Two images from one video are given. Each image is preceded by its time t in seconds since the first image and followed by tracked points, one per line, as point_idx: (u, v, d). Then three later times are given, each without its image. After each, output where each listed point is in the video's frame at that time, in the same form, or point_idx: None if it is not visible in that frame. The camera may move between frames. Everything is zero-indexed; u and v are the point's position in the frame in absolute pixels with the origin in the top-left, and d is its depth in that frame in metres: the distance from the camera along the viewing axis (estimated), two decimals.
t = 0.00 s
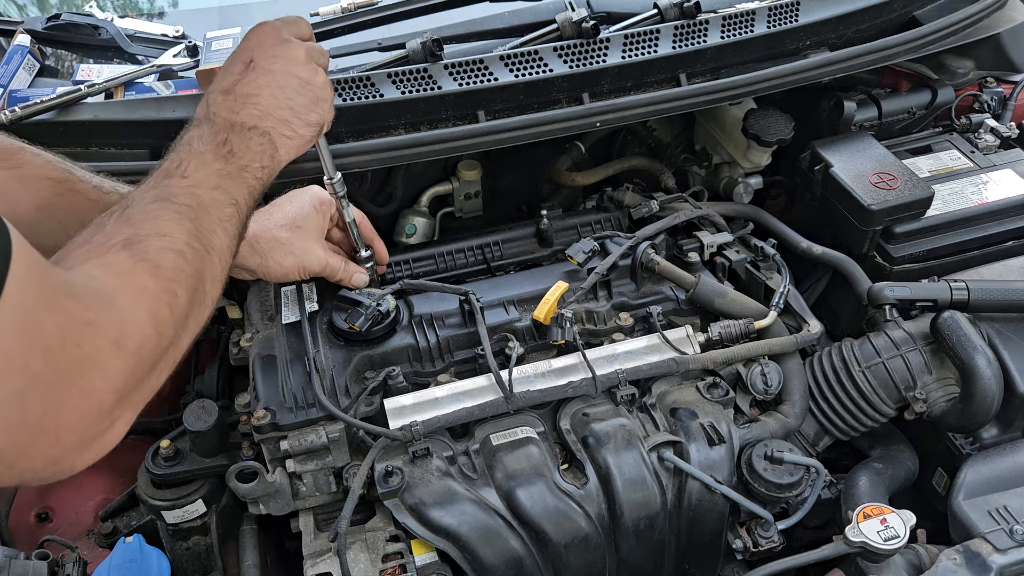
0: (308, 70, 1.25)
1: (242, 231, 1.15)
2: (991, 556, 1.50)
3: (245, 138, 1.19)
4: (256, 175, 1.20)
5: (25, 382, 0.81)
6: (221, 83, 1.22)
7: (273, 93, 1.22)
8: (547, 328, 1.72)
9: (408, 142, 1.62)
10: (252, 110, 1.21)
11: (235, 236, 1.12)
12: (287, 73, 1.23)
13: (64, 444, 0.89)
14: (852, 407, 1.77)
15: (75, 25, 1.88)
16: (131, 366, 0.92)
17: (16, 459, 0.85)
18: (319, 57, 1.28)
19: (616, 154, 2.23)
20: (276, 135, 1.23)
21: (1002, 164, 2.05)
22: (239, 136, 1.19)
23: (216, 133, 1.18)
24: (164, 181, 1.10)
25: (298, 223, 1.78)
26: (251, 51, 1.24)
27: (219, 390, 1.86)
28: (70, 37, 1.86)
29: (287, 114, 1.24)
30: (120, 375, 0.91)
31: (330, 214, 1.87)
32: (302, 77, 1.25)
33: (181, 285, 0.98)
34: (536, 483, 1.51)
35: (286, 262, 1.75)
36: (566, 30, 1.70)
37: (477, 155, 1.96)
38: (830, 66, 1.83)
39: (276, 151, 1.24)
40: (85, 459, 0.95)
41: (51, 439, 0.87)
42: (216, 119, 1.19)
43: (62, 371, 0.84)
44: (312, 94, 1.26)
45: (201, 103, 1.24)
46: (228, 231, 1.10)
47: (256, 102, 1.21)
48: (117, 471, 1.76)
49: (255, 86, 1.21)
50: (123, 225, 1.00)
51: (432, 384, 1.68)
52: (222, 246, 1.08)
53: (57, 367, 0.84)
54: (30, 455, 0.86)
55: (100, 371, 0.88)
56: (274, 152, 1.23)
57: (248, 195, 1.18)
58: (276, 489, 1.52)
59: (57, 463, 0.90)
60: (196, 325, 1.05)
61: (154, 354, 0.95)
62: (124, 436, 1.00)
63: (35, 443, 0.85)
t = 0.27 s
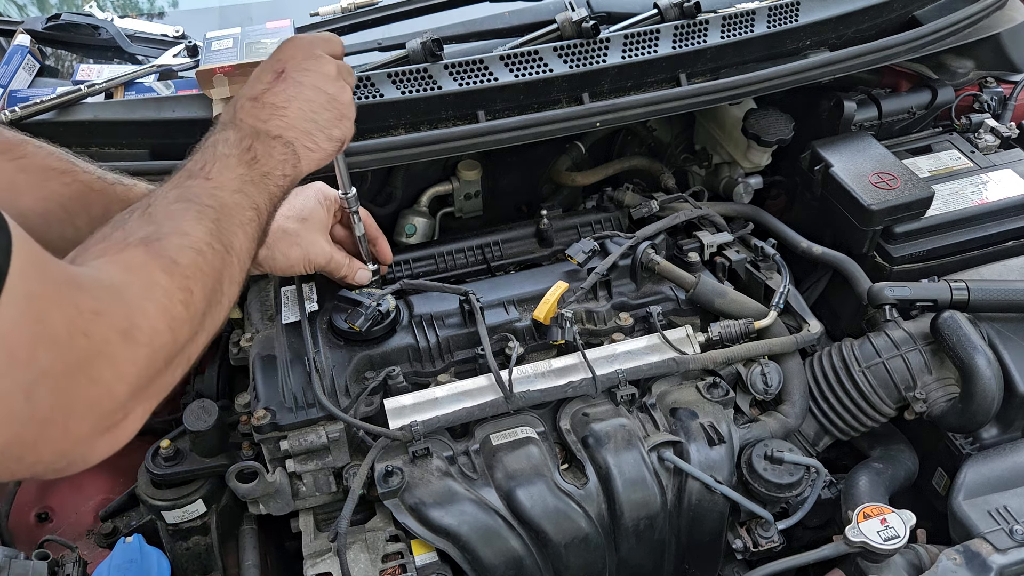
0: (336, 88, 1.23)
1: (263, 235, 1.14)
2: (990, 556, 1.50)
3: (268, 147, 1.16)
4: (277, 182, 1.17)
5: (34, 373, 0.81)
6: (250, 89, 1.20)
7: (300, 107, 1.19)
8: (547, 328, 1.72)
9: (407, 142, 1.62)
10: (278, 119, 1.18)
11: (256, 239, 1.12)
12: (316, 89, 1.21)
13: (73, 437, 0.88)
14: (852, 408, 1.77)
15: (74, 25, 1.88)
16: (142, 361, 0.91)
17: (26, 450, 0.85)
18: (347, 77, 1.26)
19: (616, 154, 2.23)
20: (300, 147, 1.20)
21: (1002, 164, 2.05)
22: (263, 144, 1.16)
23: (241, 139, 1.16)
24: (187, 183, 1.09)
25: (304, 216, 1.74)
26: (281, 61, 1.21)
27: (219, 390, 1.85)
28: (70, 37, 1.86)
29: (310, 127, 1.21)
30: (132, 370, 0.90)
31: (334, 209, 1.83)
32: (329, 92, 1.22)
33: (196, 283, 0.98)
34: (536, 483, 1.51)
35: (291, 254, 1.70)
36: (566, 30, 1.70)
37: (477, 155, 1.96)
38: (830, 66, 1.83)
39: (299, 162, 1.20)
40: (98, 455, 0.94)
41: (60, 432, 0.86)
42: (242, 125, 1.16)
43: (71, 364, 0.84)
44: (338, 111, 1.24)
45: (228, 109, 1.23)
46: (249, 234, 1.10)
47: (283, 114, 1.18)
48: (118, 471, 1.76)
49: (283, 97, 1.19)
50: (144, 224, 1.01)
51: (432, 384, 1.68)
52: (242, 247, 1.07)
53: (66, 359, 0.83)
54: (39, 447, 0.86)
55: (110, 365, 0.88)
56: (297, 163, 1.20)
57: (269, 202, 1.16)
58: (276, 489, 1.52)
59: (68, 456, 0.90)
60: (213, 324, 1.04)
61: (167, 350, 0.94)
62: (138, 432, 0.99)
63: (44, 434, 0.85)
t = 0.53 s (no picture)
0: (346, 111, 1.27)
1: (274, 246, 1.15)
2: (991, 556, 1.50)
3: (280, 164, 1.18)
4: (289, 199, 1.18)
5: (46, 370, 0.82)
6: (263, 110, 1.24)
7: (311, 129, 1.22)
8: (547, 328, 1.72)
9: (407, 142, 1.62)
10: (289, 139, 1.20)
11: (268, 247, 1.13)
12: (327, 110, 1.25)
13: (82, 432, 0.89)
14: (852, 408, 1.77)
15: (74, 25, 1.88)
16: (152, 360, 0.92)
17: (35, 443, 0.86)
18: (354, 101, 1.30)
19: (616, 154, 2.23)
20: (311, 166, 1.22)
21: (1002, 164, 2.05)
22: (276, 162, 1.18)
23: (253, 157, 1.18)
24: (202, 195, 1.11)
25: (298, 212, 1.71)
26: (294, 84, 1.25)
27: (219, 390, 1.85)
28: (70, 37, 1.86)
29: (321, 148, 1.23)
30: (142, 368, 0.91)
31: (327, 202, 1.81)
32: (339, 115, 1.26)
33: (207, 285, 0.99)
34: (536, 483, 1.51)
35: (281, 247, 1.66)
36: (566, 30, 1.71)
37: (477, 155, 1.96)
38: (830, 66, 1.83)
39: (309, 181, 1.22)
40: (107, 449, 0.96)
41: (70, 426, 0.87)
42: (255, 144, 1.19)
43: (83, 362, 0.85)
44: (346, 133, 1.27)
45: (241, 129, 1.26)
46: (261, 241, 1.11)
47: (295, 134, 1.21)
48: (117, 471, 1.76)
49: (295, 119, 1.22)
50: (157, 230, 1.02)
51: (432, 384, 1.68)
52: (254, 252, 1.08)
53: (78, 358, 0.84)
54: (48, 441, 0.87)
55: (121, 363, 0.88)
56: (307, 182, 1.22)
57: (281, 217, 1.17)
58: (275, 489, 1.52)
59: (77, 450, 0.91)
60: (223, 326, 1.05)
61: (177, 350, 0.95)
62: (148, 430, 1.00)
63: (54, 428, 0.86)
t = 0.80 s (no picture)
0: (349, 141, 1.40)
1: (283, 266, 1.20)
2: (991, 556, 1.50)
3: (291, 192, 1.29)
4: (299, 223, 1.27)
5: (58, 368, 0.82)
6: (271, 143, 1.35)
7: (318, 160, 1.35)
8: (547, 328, 1.72)
9: (407, 142, 1.62)
10: (298, 169, 1.32)
11: (278, 266, 1.17)
12: (334, 141, 1.37)
13: (91, 433, 0.89)
14: (852, 408, 1.77)
15: (74, 25, 1.88)
16: (163, 362, 0.92)
17: (46, 443, 0.86)
18: (354, 130, 1.42)
19: (615, 154, 2.23)
20: (318, 194, 1.33)
21: (1002, 164, 2.05)
22: (286, 190, 1.28)
23: (265, 185, 1.27)
24: (216, 216, 1.17)
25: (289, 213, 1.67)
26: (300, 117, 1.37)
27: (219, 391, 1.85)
28: (70, 37, 1.86)
29: (328, 177, 1.36)
30: (153, 369, 0.91)
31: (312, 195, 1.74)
32: (343, 147, 1.39)
33: (219, 292, 1.01)
34: (536, 483, 1.51)
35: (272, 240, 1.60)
36: (566, 30, 1.71)
37: (477, 155, 1.96)
38: (830, 66, 1.83)
39: (318, 208, 1.33)
40: (116, 451, 0.96)
41: (80, 426, 0.87)
42: (266, 175, 1.30)
43: (95, 360, 0.85)
44: (351, 163, 1.40)
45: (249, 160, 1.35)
46: (271, 260, 1.15)
47: (303, 165, 1.33)
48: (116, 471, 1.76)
49: (304, 151, 1.35)
50: (170, 244, 1.06)
51: (432, 384, 1.68)
52: (263, 269, 1.12)
53: (91, 356, 0.85)
54: (58, 442, 0.87)
55: (132, 364, 0.89)
56: (316, 210, 1.32)
57: (290, 239, 1.24)
58: (276, 489, 1.52)
59: (87, 450, 0.91)
60: (233, 337, 1.07)
61: (187, 354, 0.96)
62: (158, 435, 1.01)
63: (64, 428, 0.86)
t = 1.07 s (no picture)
0: (364, 160, 1.40)
1: (308, 286, 1.21)
2: (991, 556, 1.50)
3: (316, 210, 1.29)
4: (324, 240, 1.28)
5: (92, 390, 0.82)
6: (289, 165, 1.35)
7: (337, 178, 1.35)
8: (547, 328, 1.72)
9: (407, 142, 1.62)
10: (320, 187, 1.33)
11: (303, 286, 1.19)
12: (350, 160, 1.38)
13: (121, 454, 0.89)
14: (852, 408, 1.77)
15: (74, 25, 1.88)
16: (194, 383, 0.92)
17: (76, 463, 0.86)
18: (367, 149, 1.43)
19: (615, 154, 2.23)
20: (341, 211, 1.33)
21: (1002, 164, 2.05)
22: (311, 208, 1.29)
23: (291, 204, 1.28)
24: (243, 234, 1.18)
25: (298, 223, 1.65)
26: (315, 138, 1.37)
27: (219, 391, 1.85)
28: (69, 37, 1.86)
29: (348, 195, 1.36)
30: (184, 391, 0.91)
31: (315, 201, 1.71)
32: (359, 164, 1.40)
33: (246, 313, 1.02)
34: (536, 483, 1.51)
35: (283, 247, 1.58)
36: (565, 30, 1.71)
37: (477, 155, 1.96)
38: (830, 66, 1.83)
39: (343, 225, 1.33)
40: (145, 472, 0.95)
41: (112, 447, 0.87)
42: (292, 193, 1.30)
43: (128, 383, 0.85)
44: (368, 180, 1.41)
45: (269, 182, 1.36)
46: (296, 280, 1.17)
47: (324, 183, 1.33)
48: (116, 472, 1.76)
49: (323, 169, 1.35)
50: (198, 264, 1.07)
51: (432, 384, 1.68)
52: (289, 289, 1.13)
53: (124, 379, 0.85)
54: (88, 462, 0.87)
55: (164, 386, 0.89)
56: (341, 226, 1.33)
57: (315, 257, 1.25)
58: (276, 489, 1.52)
59: (117, 470, 0.91)
60: (258, 356, 1.08)
61: (217, 375, 0.96)
62: (184, 456, 1.00)
63: (95, 448, 0.86)
